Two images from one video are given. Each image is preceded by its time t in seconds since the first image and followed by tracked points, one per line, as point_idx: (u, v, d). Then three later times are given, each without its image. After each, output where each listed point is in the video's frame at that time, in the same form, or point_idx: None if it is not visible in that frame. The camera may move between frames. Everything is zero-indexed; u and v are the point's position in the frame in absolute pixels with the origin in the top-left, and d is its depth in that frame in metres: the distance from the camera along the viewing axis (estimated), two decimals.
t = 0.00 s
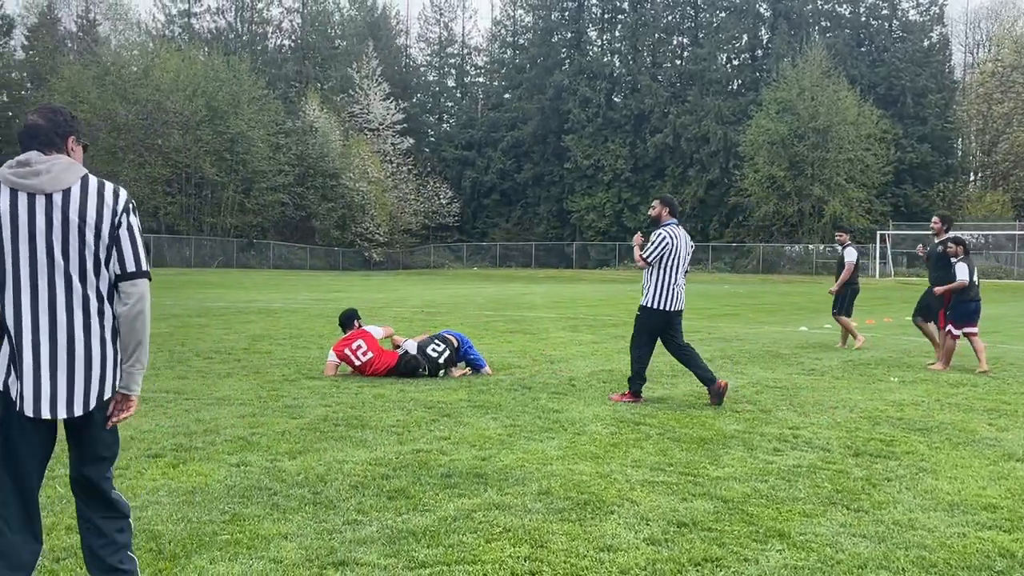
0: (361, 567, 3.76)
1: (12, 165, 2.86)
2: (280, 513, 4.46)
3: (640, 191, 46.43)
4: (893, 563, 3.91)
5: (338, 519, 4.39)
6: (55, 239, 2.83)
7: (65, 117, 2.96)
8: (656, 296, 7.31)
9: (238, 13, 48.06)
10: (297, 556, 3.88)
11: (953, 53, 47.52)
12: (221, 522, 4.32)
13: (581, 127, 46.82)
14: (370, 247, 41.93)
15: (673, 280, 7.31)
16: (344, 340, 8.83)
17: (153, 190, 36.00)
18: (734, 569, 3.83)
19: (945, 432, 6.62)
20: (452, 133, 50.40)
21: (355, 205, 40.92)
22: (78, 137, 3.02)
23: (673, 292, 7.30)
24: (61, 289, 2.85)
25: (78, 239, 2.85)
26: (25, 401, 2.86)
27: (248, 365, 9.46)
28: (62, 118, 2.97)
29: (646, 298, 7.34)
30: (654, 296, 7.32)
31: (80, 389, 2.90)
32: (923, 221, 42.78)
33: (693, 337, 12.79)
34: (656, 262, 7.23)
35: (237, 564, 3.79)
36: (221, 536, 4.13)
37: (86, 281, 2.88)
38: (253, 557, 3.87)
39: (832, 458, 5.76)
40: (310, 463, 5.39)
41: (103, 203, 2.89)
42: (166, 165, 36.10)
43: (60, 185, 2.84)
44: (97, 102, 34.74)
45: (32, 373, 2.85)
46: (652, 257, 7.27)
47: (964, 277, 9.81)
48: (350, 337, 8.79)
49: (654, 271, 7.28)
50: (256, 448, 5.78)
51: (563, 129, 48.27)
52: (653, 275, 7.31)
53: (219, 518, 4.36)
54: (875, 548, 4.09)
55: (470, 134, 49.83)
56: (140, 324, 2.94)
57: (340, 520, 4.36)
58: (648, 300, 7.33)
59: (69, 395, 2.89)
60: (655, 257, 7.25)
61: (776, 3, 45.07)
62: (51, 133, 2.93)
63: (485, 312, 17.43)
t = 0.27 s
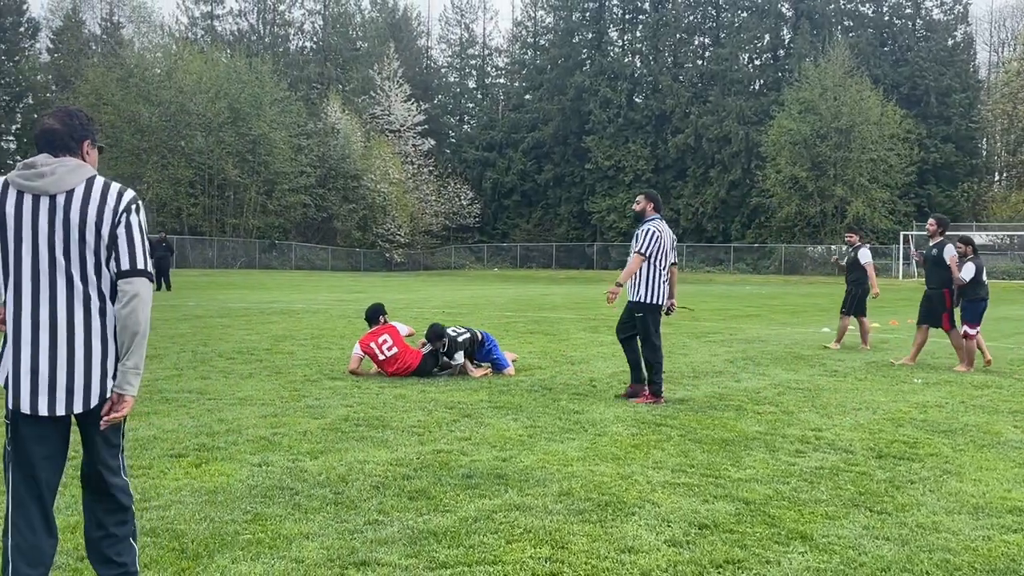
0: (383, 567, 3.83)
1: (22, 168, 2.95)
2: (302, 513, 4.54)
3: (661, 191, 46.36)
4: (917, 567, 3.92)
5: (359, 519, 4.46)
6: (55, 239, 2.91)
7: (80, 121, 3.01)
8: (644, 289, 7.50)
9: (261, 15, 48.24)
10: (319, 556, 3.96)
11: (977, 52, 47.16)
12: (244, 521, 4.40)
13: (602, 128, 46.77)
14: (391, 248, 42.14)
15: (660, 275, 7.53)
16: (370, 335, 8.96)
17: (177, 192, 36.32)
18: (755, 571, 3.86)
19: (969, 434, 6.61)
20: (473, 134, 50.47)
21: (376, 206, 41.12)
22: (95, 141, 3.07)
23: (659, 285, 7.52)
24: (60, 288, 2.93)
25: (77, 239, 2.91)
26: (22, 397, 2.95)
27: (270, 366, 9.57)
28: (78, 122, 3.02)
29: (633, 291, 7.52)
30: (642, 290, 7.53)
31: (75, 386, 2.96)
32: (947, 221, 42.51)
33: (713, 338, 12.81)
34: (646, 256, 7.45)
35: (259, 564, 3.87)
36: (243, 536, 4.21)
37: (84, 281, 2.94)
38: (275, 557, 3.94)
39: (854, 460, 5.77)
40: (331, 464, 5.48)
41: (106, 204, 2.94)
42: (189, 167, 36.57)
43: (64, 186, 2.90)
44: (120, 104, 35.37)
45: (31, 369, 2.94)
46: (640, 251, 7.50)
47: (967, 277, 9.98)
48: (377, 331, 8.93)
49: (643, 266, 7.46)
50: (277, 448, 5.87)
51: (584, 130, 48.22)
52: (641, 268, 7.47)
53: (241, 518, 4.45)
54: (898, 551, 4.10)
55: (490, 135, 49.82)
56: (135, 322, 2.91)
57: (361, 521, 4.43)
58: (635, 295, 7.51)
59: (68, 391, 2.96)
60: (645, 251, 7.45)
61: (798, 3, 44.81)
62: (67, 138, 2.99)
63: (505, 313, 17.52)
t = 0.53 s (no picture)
0: (394, 568, 3.85)
1: (53, 173, 2.99)
2: (314, 513, 4.57)
3: (672, 192, 46.28)
4: (930, 568, 3.91)
5: (371, 519, 4.48)
6: (81, 245, 2.96)
7: (112, 132, 3.09)
8: (619, 292, 7.54)
9: (272, 17, 48.39)
10: (330, 557, 3.98)
11: (990, 52, 46.93)
12: (255, 522, 4.43)
13: (613, 129, 46.74)
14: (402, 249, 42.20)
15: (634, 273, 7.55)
16: (384, 327, 9.01)
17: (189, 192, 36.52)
18: (767, 572, 3.86)
19: (982, 435, 6.57)
20: (484, 135, 50.48)
21: (387, 207, 41.20)
22: (123, 150, 3.15)
23: (633, 289, 7.55)
24: (84, 292, 2.96)
25: (103, 245, 2.96)
26: (43, 397, 2.99)
27: (282, 366, 9.62)
28: (109, 133, 3.10)
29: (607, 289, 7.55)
30: (617, 292, 7.55)
31: (94, 388, 3.00)
32: (960, 222, 42.29)
33: (725, 339, 12.80)
34: (621, 259, 7.49)
35: (270, 564, 3.90)
36: (255, 536, 4.24)
37: (110, 286, 2.99)
38: (286, 557, 3.97)
39: (867, 462, 5.76)
40: (342, 464, 5.50)
41: (133, 212, 3.00)
42: (201, 168, 36.78)
43: (94, 194, 2.96)
44: (133, 106, 35.55)
45: (53, 369, 2.98)
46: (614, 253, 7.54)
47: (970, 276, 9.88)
48: (391, 325, 8.97)
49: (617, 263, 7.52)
50: (289, 448, 5.91)
51: (595, 130, 48.16)
52: (613, 267, 7.54)
53: (253, 518, 4.48)
54: (911, 553, 4.08)
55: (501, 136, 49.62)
56: (154, 326, 2.97)
57: (373, 521, 4.45)
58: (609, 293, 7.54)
59: (85, 392, 2.99)
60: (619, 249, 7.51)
61: (810, 3, 44.67)
62: (97, 147, 3.06)
63: (516, 314, 17.55)
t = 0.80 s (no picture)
0: (396, 568, 3.85)
1: (78, 175, 3.03)
2: (316, 514, 4.58)
3: (674, 193, 46.27)
4: (933, 569, 3.91)
5: (373, 520, 4.49)
6: (106, 245, 2.99)
7: (137, 133, 3.13)
8: (588, 286, 7.79)
9: (275, 18, 48.41)
10: (332, 557, 3.98)
11: (993, 53, 46.88)
12: (258, 523, 4.43)
13: (615, 129, 46.74)
14: (404, 250, 42.21)
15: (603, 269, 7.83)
16: (396, 321, 9.03)
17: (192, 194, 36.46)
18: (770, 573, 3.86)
19: (984, 436, 6.57)
20: (486, 136, 50.45)
21: (389, 208, 41.20)
22: (146, 152, 3.19)
23: (601, 283, 7.81)
24: (109, 292, 3.01)
25: (127, 246, 3.00)
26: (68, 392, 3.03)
27: (285, 367, 9.63)
28: (134, 134, 3.14)
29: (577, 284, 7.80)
30: (585, 286, 7.80)
31: (120, 384, 3.05)
32: (962, 223, 42.24)
33: (727, 340, 12.80)
34: (591, 254, 7.72)
35: (273, 564, 3.90)
36: (257, 537, 4.24)
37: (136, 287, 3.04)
38: (289, 558, 3.98)
39: (869, 463, 5.75)
40: (345, 465, 5.50)
41: (157, 212, 3.04)
42: (204, 169, 36.77)
43: (119, 196, 3.00)
44: (136, 108, 35.54)
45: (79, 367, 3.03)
46: (585, 248, 7.78)
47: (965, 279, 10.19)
48: (401, 320, 8.98)
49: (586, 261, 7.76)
50: (292, 449, 5.92)
51: (597, 131, 48.16)
52: (583, 263, 7.80)
53: (256, 519, 4.49)
54: (913, 555, 4.08)
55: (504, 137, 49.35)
56: (178, 327, 3.03)
57: (375, 522, 4.45)
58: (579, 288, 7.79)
59: (110, 389, 3.05)
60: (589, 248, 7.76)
61: (812, 4, 44.67)
62: (122, 149, 3.10)
63: (519, 315, 17.57)
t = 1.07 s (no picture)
0: (396, 570, 3.85)
1: (85, 177, 3.03)
2: (316, 515, 4.58)
3: (675, 194, 46.27)
4: (933, 570, 3.91)
5: (373, 521, 4.49)
6: (111, 246, 3.00)
7: (143, 135, 3.14)
8: (558, 283, 7.72)
9: (275, 19, 48.40)
10: (333, 558, 3.98)
11: (993, 54, 46.89)
12: (259, 524, 4.43)
13: (616, 130, 46.72)
14: (405, 251, 42.20)
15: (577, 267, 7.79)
16: (406, 318, 9.01)
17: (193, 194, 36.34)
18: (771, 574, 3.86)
19: (985, 437, 6.57)
20: (486, 137, 50.38)
21: (389, 209, 41.19)
22: (153, 154, 3.19)
23: (573, 281, 7.73)
24: (115, 292, 3.02)
25: (132, 247, 3.00)
26: (76, 389, 3.05)
27: (285, 368, 9.62)
28: (141, 136, 3.15)
29: (552, 283, 7.72)
30: (556, 284, 7.73)
31: (125, 383, 3.05)
32: (963, 224, 42.25)
33: (728, 341, 12.79)
34: (561, 251, 7.72)
35: (273, 565, 3.90)
36: (257, 538, 4.24)
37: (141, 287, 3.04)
38: (289, 558, 3.98)
39: (870, 464, 5.75)
40: (346, 466, 5.50)
41: (163, 213, 3.05)
42: (204, 169, 36.70)
43: (124, 198, 3.00)
44: (136, 108, 35.39)
45: (86, 364, 3.04)
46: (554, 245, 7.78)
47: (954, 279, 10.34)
48: (412, 317, 8.97)
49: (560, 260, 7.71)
50: (292, 450, 5.91)
51: (597, 132, 48.14)
52: (553, 262, 7.77)
53: (256, 520, 4.49)
54: (913, 556, 4.08)
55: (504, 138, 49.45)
56: (182, 328, 3.03)
57: (375, 523, 4.45)
58: (553, 287, 7.70)
59: (115, 384, 3.04)
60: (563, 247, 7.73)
61: (813, 5, 44.66)
62: (129, 150, 3.11)
63: (519, 315, 17.55)
